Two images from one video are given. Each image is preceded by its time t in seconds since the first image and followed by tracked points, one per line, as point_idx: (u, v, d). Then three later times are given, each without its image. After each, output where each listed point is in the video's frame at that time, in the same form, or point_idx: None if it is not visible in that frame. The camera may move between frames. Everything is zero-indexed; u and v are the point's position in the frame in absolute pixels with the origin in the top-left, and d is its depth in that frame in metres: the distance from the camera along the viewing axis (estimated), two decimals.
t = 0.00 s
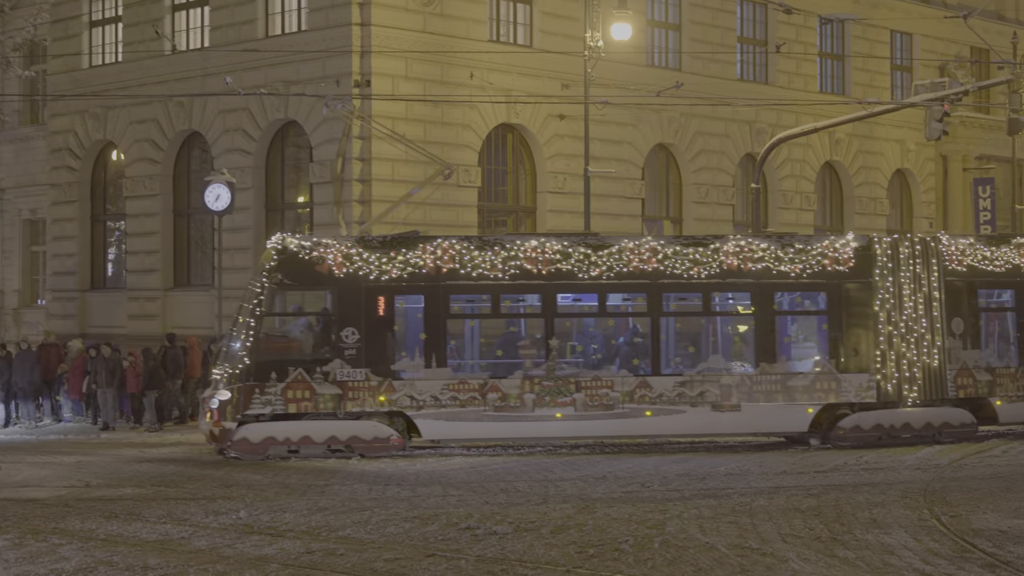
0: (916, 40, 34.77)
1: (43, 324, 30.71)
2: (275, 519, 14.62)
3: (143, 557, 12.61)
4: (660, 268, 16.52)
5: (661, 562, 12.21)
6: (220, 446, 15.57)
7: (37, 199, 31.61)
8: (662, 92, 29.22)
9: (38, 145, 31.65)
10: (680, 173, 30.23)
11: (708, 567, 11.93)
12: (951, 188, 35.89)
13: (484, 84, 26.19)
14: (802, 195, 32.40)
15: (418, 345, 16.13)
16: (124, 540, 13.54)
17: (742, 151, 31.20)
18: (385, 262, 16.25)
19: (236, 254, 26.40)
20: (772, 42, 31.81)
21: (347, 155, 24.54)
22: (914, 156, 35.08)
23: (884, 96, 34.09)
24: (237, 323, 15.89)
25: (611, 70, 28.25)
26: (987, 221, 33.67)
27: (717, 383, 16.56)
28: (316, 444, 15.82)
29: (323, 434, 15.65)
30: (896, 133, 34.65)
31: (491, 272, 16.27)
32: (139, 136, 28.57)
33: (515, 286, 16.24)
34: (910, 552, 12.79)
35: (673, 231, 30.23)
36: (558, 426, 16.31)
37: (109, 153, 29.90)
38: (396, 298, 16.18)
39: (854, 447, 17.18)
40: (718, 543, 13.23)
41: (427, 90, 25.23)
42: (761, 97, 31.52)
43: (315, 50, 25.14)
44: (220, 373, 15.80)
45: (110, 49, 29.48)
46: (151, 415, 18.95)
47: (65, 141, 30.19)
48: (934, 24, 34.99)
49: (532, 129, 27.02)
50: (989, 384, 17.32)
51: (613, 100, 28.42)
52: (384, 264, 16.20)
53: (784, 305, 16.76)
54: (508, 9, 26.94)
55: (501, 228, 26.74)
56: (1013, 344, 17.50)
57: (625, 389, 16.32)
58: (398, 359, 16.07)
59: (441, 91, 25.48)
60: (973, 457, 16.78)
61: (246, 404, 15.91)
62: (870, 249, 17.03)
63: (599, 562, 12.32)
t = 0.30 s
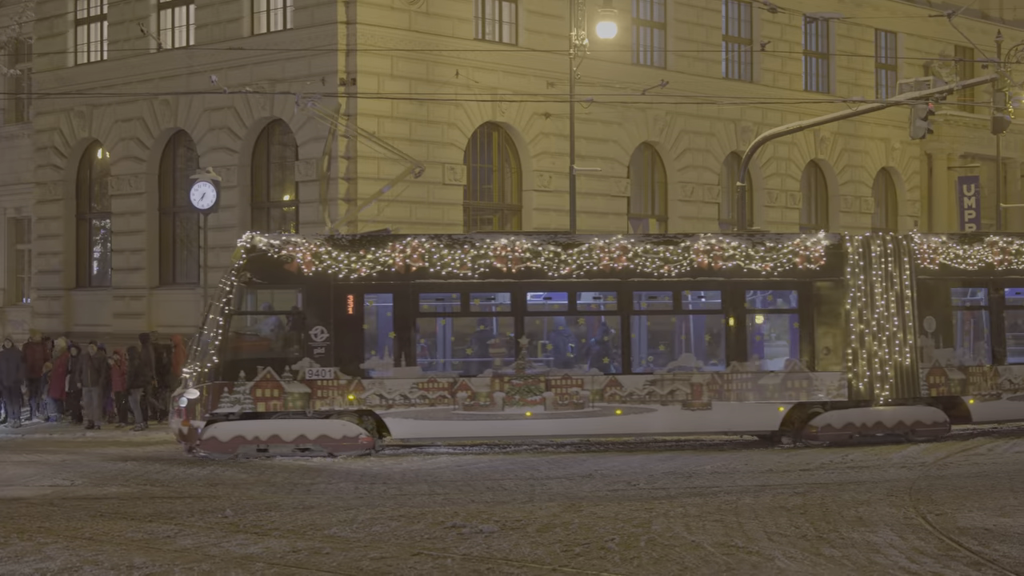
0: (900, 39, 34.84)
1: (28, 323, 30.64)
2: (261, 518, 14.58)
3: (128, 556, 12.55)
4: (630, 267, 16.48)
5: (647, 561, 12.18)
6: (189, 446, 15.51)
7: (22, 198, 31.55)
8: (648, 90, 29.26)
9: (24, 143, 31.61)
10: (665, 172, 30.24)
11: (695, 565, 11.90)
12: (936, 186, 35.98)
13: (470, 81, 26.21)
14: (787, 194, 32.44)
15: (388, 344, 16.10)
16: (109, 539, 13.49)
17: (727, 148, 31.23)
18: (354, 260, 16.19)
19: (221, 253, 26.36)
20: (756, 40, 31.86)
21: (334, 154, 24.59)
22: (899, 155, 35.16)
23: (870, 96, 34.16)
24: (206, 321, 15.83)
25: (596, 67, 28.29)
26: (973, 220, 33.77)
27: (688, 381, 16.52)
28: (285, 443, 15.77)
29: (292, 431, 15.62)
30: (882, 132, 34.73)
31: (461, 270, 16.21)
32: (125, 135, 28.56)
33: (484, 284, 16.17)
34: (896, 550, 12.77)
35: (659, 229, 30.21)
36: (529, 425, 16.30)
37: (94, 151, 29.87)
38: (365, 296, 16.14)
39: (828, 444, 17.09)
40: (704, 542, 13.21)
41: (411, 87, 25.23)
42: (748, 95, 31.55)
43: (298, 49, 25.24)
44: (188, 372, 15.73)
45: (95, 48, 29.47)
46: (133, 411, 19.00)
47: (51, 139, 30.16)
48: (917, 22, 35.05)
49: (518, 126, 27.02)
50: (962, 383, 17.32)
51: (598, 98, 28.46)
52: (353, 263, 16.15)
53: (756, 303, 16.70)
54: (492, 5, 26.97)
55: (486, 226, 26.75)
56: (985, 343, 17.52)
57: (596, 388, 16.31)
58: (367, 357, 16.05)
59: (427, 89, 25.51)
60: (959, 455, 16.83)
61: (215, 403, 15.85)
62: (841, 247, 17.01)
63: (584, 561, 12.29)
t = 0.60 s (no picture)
0: (887, 40, 34.94)
1: (18, 323, 30.61)
2: (250, 519, 14.57)
3: (117, 558, 12.53)
4: (603, 267, 16.37)
5: (636, 561, 12.18)
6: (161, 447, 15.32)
7: (11, 198, 31.50)
8: (636, 91, 29.32)
9: (13, 144, 31.56)
10: (654, 172, 30.31)
11: (683, 566, 11.92)
12: (923, 187, 36.10)
13: (460, 81, 26.22)
14: (776, 194, 32.53)
15: (361, 345, 15.90)
16: (98, 540, 13.46)
17: (715, 149, 31.29)
18: (326, 260, 15.99)
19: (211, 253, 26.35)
20: (744, 41, 31.91)
21: (322, 153, 24.54)
22: (888, 155, 35.28)
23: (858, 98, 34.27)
24: (178, 322, 15.65)
25: (584, 68, 28.35)
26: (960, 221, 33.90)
27: (662, 382, 16.42)
28: (256, 445, 15.56)
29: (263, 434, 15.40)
30: (870, 132, 34.84)
31: (433, 271, 16.06)
32: (113, 136, 28.52)
33: (457, 285, 16.02)
34: (885, 550, 12.80)
35: (648, 230, 30.27)
36: (502, 426, 16.19)
37: (83, 152, 29.83)
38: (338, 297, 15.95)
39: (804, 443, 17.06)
40: (693, 542, 13.24)
41: (400, 88, 25.24)
42: (734, 97, 31.60)
43: (286, 49, 25.28)
44: (160, 372, 15.59)
45: (84, 49, 29.42)
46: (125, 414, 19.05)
47: (41, 139, 30.11)
48: (904, 23, 35.18)
49: (507, 127, 27.06)
50: (937, 383, 17.27)
51: (588, 100, 28.52)
52: (326, 263, 15.96)
53: (732, 303, 16.64)
54: (482, 5, 27.01)
55: (477, 225, 26.80)
56: (961, 343, 17.46)
57: (569, 388, 16.19)
58: (340, 358, 15.84)
59: (416, 90, 25.52)
60: (948, 456, 16.99)
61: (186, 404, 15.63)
62: (816, 249, 16.92)
63: (574, 561, 12.29)
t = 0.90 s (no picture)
0: (870, 44, 35.08)
1: None
2: (232, 522, 14.55)
3: (100, 561, 12.50)
4: (570, 270, 16.45)
5: (619, 564, 12.19)
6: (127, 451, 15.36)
7: None
8: (619, 95, 29.36)
9: None
10: (637, 175, 30.34)
11: (666, 568, 11.94)
12: (905, 190, 36.04)
13: (444, 85, 26.22)
14: (758, 196, 32.57)
15: (328, 349, 16.00)
16: (80, 543, 13.43)
17: (698, 151, 31.34)
18: (292, 264, 16.12)
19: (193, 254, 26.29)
20: (727, 44, 31.95)
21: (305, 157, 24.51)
22: (868, 158, 35.42)
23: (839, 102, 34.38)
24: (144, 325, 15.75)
25: (567, 72, 28.39)
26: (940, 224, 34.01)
27: (628, 385, 16.47)
28: (222, 448, 15.67)
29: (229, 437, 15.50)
30: (851, 135, 34.96)
31: (400, 274, 16.18)
32: (96, 138, 28.47)
33: (424, 288, 16.16)
34: (867, 552, 12.83)
35: (630, 233, 30.31)
36: (468, 429, 16.21)
37: (66, 155, 29.75)
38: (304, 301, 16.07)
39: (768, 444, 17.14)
40: (676, 544, 13.26)
41: (385, 91, 25.23)
42: (718, 100, 31.65)
43: (269, 53, 25.24)
44: (127, 376, 15.59)
45: (66, 51, 29.32)
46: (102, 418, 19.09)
47: (23, 141, 30.02)
48: (887, 27, 35.30)
49: (490, 130, 27.08)
50: (906, 387, 17.33)
51: (571, 103, 28.55)
52: (292, 267, 16.09)
53: (700, 307, 16.72)
54: (468, 9, 27.01)
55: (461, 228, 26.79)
56: (930, 347, 17.51)
57: (536, 391, 16.26)
58: (306, 362, 15.93)
59: (400, 93, 25.51)
60: (929, 460, 17.10)
61: (152, 406, 15.69)
62: (782, 253, 17.01)
63: (558, 564, 12.30)
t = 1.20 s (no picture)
0: (849, 47, 35.20)
1: None
2: (212, 526, 14.48)
3: (78, 565, 12.44)
4: (534, 273, 16.46)
5: (598, 566, 12.18)
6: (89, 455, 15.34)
7: None
8: (599, 97, 29.39)
9: None
10: (617, 178, 30.36)
11: (645, 570, 11.93)
12: (884, 194, 36.22)
13: (424, 89, 26.22)
14: (737, 199, 32.63)
15: (290, 352, 15.98)
16: (58, 548, 13.35)
17: (678, 153, 31.40)
18: (254, 267, 16.08)
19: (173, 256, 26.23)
20: (706, 47, 31.97)
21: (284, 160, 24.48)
22: (848, 160, 35.50)
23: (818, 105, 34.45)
24: (104, 328, 15.71)
25: (547, 75, 28.40)
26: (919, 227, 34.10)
27: (591, 387, 16.51)
28: (183, 451, 15.66)
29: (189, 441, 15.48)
30: (831, 137, 35.04)
31: (362, 277, 16.14)
32: (75, 140, 28.41)
33: (386, 291, 16.11)
34: (845, 554, 12.84)
35: (610, 235, 30.32)
36: (429, 432, 16.28)
37: (45, 157, 29.67)
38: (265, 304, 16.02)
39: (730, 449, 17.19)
40: (655, 546, 13.24)
41: (365, 94, 25.22)
42: (697, 103, 31.72)
43: (249, 55, 25.20)
44: (88, 380, 15.60)
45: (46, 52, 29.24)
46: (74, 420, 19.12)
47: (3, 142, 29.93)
48: (864, 29, 35.46)
49: (470, 133, 27.07)
50: (872, 389, 17.46)
51: (551, 106, 28.58)
52: (253, 270, 16.04)
53: (666, 310, 16.79)
54: (448, 12, 27.02)
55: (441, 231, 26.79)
56: (896, 349, 17.65)
57: (498, 395, 16.28)
58: (268, 365, 15.91)
59: (379, 96, 25.47)
60: (909, 463, 17.13)
61: (113, 410, 15.67)
62: (747, 255, 17.10)
63: (537, 566, 12.27)
